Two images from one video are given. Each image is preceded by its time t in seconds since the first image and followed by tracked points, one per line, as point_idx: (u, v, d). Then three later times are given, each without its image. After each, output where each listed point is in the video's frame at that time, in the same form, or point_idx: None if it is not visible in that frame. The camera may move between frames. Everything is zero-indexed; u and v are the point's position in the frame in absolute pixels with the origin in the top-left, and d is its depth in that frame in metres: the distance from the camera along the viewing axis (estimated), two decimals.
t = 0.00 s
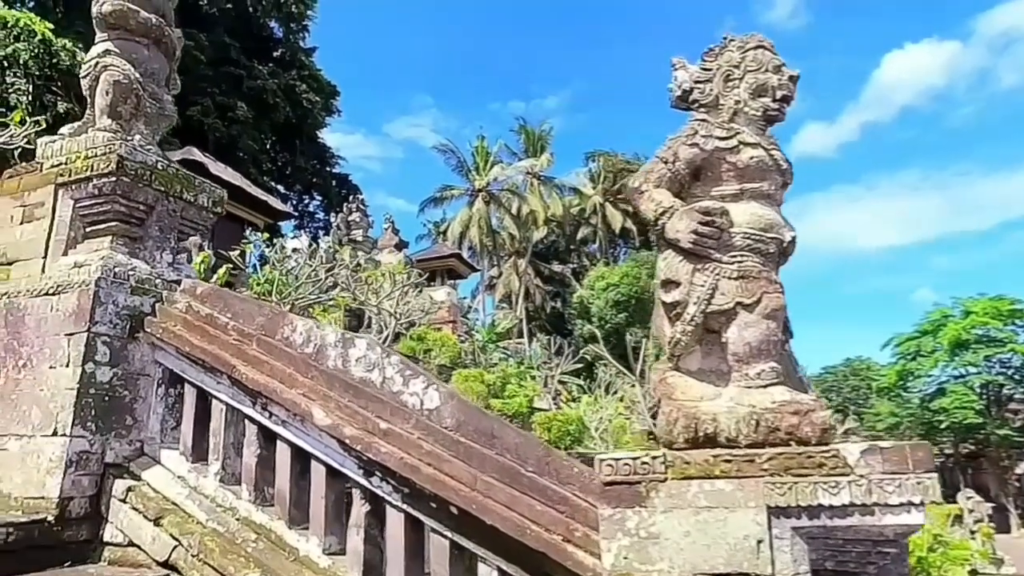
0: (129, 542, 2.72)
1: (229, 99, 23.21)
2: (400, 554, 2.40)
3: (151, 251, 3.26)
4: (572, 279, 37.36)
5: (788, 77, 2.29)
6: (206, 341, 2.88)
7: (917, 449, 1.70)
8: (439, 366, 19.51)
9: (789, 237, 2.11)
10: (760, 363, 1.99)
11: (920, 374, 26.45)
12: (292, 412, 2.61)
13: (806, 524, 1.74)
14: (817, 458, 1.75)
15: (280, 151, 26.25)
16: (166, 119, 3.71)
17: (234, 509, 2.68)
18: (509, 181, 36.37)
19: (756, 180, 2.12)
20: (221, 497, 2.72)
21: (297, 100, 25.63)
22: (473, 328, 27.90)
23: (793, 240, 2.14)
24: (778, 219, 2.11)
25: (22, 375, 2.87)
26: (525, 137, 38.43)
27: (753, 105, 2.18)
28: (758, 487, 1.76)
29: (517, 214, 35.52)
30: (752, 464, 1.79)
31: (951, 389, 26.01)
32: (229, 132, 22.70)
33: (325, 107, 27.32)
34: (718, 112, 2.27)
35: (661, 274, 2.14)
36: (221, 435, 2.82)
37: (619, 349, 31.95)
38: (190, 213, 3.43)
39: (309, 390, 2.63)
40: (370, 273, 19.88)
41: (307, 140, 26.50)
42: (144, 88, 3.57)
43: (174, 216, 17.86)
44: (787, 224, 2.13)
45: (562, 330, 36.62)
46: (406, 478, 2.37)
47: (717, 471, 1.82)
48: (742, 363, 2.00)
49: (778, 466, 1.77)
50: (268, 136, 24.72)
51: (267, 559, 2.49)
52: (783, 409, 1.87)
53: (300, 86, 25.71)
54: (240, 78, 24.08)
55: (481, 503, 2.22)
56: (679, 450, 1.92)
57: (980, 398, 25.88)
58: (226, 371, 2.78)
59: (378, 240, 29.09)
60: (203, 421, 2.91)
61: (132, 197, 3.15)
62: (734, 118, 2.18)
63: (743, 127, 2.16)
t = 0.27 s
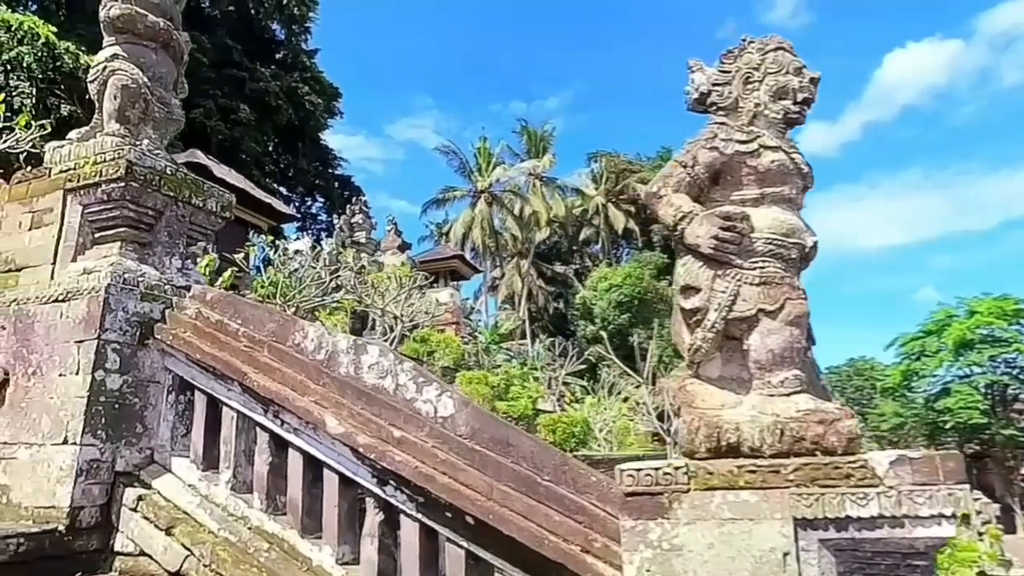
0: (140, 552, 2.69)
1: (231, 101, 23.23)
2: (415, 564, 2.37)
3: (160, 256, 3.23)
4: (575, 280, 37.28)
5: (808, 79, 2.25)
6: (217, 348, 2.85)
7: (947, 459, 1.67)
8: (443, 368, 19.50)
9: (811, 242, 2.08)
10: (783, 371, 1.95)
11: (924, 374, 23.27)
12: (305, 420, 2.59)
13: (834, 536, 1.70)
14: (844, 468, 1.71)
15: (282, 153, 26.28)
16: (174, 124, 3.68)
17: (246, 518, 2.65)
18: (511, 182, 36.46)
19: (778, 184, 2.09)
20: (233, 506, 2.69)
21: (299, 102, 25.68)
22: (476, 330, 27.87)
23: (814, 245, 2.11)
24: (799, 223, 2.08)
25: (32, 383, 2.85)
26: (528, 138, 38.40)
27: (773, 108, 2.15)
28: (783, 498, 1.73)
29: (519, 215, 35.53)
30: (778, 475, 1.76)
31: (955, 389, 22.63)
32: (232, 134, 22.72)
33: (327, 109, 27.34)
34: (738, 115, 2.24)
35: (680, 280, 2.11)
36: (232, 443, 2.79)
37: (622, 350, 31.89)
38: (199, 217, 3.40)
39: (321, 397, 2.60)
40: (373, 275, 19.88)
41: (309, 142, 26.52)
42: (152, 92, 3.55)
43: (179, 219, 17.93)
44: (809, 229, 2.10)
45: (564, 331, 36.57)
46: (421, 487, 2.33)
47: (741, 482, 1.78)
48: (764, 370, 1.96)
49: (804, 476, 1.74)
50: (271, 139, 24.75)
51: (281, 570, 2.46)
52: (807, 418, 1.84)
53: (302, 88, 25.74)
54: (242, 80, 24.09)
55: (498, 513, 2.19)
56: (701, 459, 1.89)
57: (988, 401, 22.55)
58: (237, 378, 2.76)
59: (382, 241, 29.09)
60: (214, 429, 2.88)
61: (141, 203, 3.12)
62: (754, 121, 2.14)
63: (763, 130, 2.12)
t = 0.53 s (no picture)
0: (150, 557, 2.67)
1: (233, 102, 23.23)
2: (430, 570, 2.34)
3: (169, 258, 3.20)
4: (577, 280, 37.22)
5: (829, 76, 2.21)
6: (227, 352, 2.82)
7: (979, 465, 1.65)
8: (447, 369, 19.47)
9: (833, 243, 2.05)
10: (807, 374, 1.91)
11: (926, 373, 20.88)
12: (316, 424, 2.55)
13: (862, 544, 1.68)
14: (872, 474, 1.69)
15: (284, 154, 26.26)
16: (181, 125, 3.65)
17: (256, 523, 2.62)
18: (513, 182, 36.47)
19: (799, 183, 2.05)
20: (244, 511, 2.65)
21: (301, 103, 25.67)
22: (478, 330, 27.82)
23: (837, 246, 2.08)
24: (822, 224, 2.05)
25: (41, 387, 2.82)
26: (530, 137, 38.34)
27: (795, 106, 2.11)
28: (810, 504, 1.70)
29: (522, 215, 35.49)
30: (804, 481, 1.73)
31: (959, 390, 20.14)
32: (234, 135, 22.72)
33: (329, 110, 27.32)
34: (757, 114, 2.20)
35: (699, 281, 2.07)
36: (242, 448, 2.76)
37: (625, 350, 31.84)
38: (206, 219, 3.36)
39: (333, 401, 2.57)
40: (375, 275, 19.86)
41: (312, 142, 26.51)
42: (159, 93, 3.52)
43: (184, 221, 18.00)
44: (831, 229, 2.06)
45: (567, 331, 36.52)
46: (435, 493, 2.30)
47: (766, 487, 1.75)
48: (786, 374, 1.93)
49: (831, 482, 1.71)
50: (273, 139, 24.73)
51: None
52: (832, 423, 1.80)
53: (304, 89, 25.74)
54: (244, 81, 24.06)
55: (514, 519, 2.16)
56: (723, 464, 1.85)
57: (994, 401, 20.20)
58: (247, 381, 2.73)
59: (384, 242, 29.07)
60: (223, 433, 2.85)
61: (149, 204, 3.09)
62: (774, 120, 2.11)
63: (784, 128, 2.09)
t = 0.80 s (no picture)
0: (161, 563, 2.63)
1: (236, 103, 23.22)
2: None
3: (178, 260, 3.17)
4: (580, 280, 37.17)
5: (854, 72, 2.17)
6: (237, 354, 2.79)
7: (1017, 471, 1.62)
8: (450, 369, 19.46)
9: (859, 242, 2.00)
10: (835, 376, 1.87)
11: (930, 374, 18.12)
12: (329, 427, 2.52)
13: (894, 551, 1.64)
14: (906, 480, 1.65)
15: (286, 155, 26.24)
16: (189, 125, 3.62)
17: (269, 529, 2.58)
18: (516, 182, 36.36)
19: (823, 182, 2.02)
20: (255, 516, 2.62)
21: (303, 104, 25.67)
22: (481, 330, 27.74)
23: (862, 245, 2.04)
24: (846, 223, 2.00)
25: (50, 391, 2.79)
26: (532, 138, 38.28)
27: (819, 103, 2.08)
28: (839, 510, 1.66)
29: (524, 215, 35.42)
30: (834, 487, 1.69)
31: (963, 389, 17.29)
32: (237, 136, 22.72)
33: (331, 111, 27.30)
34: (780, 111, 2.16)
35: (721, 282, 2.03)
36: (254, 451, 2.72)
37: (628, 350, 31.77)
38: (215, 220, 3.32)
39: (346, 404, 2.54)
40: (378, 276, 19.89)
41: (313, 144, 26.51)
42: (167, 93, 3.49)
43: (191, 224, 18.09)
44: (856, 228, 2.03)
45: (569, 331, 36.47)
46: (452, 497, 2.27)
47: (795, 493, 1.71)
48: (813, 377, 1.88)
49: (862, 488, 1.67)
50: (275, 141, 24.71)
51: None
52: (862, 427, 1.76)
53: (306, 90, 25.73)
54: (246, 83, 24.06)
55: (532, 524, 2.13)
56: (750, 470, 1.80)
57: (1000, 401, 17.21)
58: (259, 385, 2.69)
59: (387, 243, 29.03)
60: (234, 435, 2.82)
61: (158, 205, 3.05)
62: (798, 117, 2.06)
63: (807, 126, 2.05)
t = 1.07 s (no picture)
0: (170, 573, 2.59)
1: (238, 105, 23.21)
2: None
3: (185, 264, 3.12)
4: (582, 281, 37.14)
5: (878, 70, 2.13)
6: (247, 360, 2.75)
7: None
8: (454, 370, 19.45)
9: (886, 245, 1.96)
10: (863, 383, 1.83)
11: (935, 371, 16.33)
12: (341, 435, 2.48)
13: (928, 563, 1.60)
14: (940, 489, 1.63)
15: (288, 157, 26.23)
16: (196, 128, 3.58)
17: (280, 537, 2.54)
18: (518, 183, 36.07)
19: (849, 183, 1.98)
20: (266, 525, 2.57)
21: (305, 105, 25.68)
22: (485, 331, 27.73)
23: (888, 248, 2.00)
24: (873, 224, 1.96)
25: (57, 398, 2.75)
26: (533, 138, 38.24)
27: (842, 102, 2.04)
28: (872, 521, 1.62)
29: (526, 216, 35.28)
30: (866, 497, 1.65)
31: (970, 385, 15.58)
32: (239, 138, 22.72)
33: (333, 112, 27.29)
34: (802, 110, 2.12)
35: (745, 285, 1.98)
36: (264, 458, 2.68)
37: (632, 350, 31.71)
38: (223, 223, 3.28)
39: (358, 411, 2.49)
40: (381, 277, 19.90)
41: (315, 145, 26.50)
42: (174, 95, 3.45)
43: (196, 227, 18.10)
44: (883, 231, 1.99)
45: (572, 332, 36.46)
46: (468, 506, 2.22)
47: (826, 503, 1.66)
48: (840, 383, 1.84)
49: (896, 498, 1.64)
50: (277, 142, 24.71)
51: None
52: (892, 435, 1.72)
53: (308, 92, 25.73)
54: (248, 85, 24.06)
55: (551, 534, 2.08)
56: (777, 479, 1.76)
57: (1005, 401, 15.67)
58: (269, 391, 2.65)
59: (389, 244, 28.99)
60: (243, 442, 2.77)
61: (165, 209, 3.01)
62: (821, 117, 2.03)
63: (832, 126, 2.01)
